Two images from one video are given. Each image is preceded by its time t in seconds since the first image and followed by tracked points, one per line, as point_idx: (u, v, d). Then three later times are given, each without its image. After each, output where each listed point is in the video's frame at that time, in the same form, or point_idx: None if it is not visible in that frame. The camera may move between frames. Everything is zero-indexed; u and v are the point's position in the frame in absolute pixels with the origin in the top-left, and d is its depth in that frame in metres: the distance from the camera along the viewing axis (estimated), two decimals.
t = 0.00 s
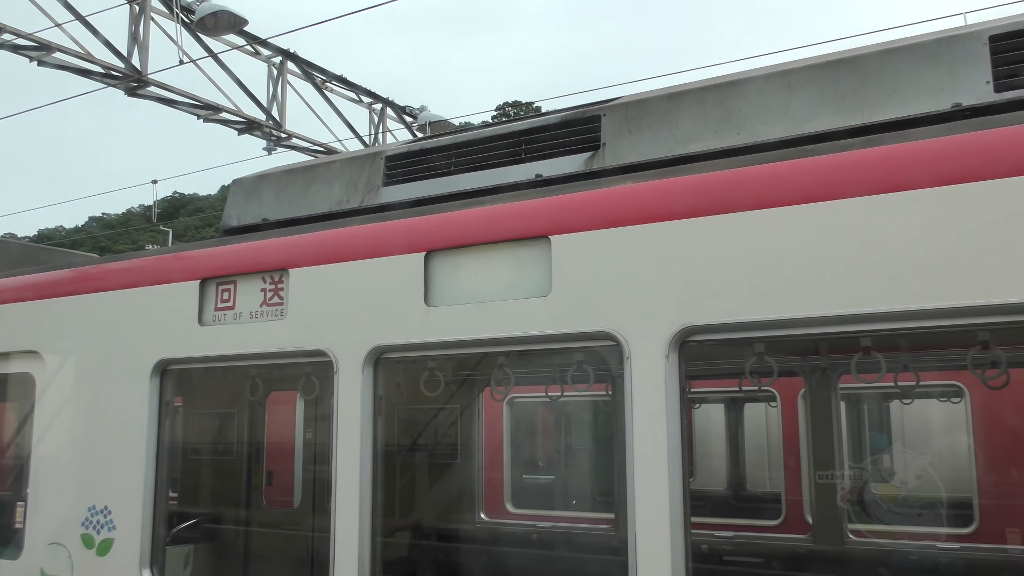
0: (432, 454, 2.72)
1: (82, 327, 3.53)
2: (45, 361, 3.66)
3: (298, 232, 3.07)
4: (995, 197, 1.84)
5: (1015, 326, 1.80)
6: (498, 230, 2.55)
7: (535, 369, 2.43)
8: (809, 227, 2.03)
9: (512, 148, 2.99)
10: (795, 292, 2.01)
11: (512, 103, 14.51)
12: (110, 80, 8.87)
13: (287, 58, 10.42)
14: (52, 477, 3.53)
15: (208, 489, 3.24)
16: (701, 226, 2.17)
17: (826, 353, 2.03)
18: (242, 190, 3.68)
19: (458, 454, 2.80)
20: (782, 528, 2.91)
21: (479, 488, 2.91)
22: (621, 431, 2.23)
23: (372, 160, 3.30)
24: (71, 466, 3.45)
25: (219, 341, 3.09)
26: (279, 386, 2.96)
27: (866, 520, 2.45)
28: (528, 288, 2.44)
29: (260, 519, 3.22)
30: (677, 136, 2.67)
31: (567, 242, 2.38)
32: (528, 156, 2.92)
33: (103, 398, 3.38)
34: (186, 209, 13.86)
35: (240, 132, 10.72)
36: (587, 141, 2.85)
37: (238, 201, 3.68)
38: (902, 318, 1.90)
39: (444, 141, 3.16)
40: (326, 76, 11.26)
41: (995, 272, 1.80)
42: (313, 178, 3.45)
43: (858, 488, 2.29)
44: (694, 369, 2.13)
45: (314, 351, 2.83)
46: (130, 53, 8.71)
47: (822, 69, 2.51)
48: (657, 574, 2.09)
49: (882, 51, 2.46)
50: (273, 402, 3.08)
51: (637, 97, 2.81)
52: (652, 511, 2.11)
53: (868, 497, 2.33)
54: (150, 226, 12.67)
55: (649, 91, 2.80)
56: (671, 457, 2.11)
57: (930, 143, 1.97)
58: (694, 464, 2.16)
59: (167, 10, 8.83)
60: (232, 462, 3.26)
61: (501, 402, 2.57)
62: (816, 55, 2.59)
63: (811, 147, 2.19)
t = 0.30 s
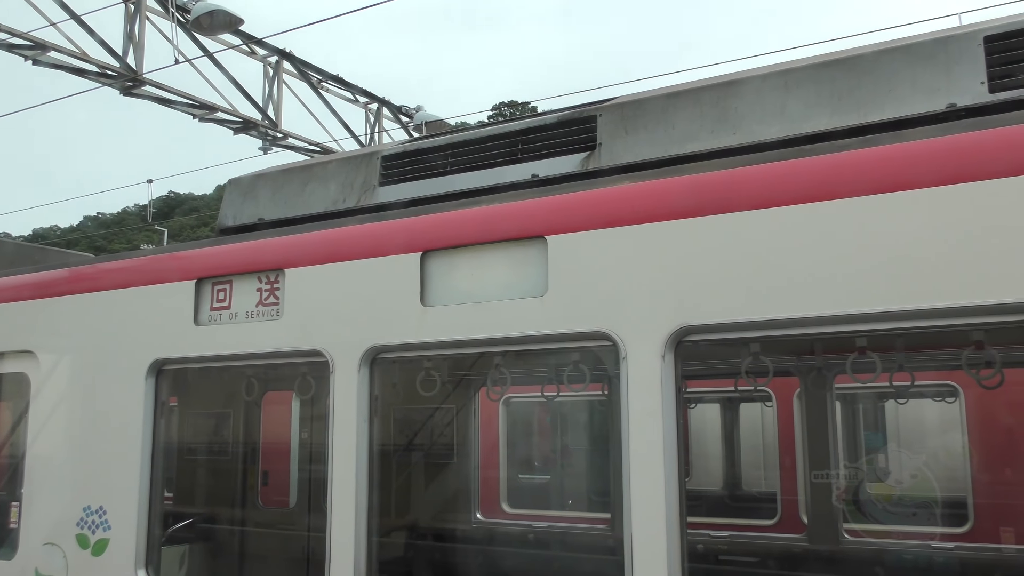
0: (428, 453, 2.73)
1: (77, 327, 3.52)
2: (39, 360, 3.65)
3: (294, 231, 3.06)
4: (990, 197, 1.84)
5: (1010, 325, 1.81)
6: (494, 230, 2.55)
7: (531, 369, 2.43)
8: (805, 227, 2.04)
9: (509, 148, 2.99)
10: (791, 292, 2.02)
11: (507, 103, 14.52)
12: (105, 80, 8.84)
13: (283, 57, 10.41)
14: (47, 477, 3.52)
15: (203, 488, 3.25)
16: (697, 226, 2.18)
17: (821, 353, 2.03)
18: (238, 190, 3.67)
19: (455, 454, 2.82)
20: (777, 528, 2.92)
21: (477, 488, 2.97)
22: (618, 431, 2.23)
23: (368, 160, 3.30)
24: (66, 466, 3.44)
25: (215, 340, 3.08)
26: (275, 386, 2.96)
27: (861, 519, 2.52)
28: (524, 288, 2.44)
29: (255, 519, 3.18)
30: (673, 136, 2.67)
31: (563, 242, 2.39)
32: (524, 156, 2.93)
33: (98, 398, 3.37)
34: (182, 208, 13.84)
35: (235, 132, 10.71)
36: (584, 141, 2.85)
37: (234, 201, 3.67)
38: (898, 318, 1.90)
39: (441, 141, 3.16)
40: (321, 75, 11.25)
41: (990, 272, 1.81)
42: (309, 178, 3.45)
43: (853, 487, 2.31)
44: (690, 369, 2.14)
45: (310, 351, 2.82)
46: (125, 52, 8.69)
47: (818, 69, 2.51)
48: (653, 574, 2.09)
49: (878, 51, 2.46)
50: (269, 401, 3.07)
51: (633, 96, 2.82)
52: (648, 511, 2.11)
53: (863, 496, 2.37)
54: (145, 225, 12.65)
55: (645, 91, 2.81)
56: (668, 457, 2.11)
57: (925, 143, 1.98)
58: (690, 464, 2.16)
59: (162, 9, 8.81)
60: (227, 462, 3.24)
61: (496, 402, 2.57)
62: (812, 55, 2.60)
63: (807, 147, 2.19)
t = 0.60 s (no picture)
0: (427, 453, 2.71)
1: (76, 327, 3.51)
2: (38, 360, 3.65)
3: (293, 231, 3.06)
4: (990, 197, 1.84)
5: (1009, 325, 1.81)
6: (493, 230, 2.55)
7: (531, 369, 2.43)
8: (805, 227, 2.04)
9: (508, 147, 2.99)
10: (790, 292, 2.02)
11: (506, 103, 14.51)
12: (104, 79, 8.84)
13: (282, 57, 10.40)
14: (46, 477, 3.52)
15: (202, 488, 3.26)
16: (697, 226, 2.18)
17: (820, 353, 2.03)
18: (237, 190, 3.67)
19: (452, 454, 2.77)
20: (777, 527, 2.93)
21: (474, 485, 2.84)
22: (617, 431, 2.23)
23: (367, 160, 3.30)
24: (65, 466, 3.44)
25: (214, 340, 3.08)
26: (274, 386, 2.96)
27: (860, 518, 2.52)
28: (523, 288, 2.44)
29: (254, 519, 3.19)
30: (673, 136, 2.67)
31: (563, 242, 2.39)
32: (523, 156, 2.92)
33: (97, 398, 3.36)
34: (180, 208, 13.84)
35: (234, 131, 10.70)
36: (583, 140, 2.85)
37: (232, 200, 3.67)
38: (897, 318, 1.90)
39: (440, 140, 3.15)
40: (320, 75, 11.24)
41: (990, 272, 1.81)
42: (308, 178, 3.44)
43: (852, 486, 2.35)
44: (689, 369, 2.14)
45: (309, 350, 2.82)
46: (123, 52, 8.68)
47: (817, 69, 2.52)
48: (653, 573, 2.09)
49: (877, 52, 2.47)
50: (268, 401, 3.07)
51: (632, 96, 2.82)
52: (648, 510, 2.11)
53: (863, 497, 2.41)
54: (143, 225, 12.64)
55: (644, 91, 2.81)
56: (667, 457, 2.11)
57: (925, 144, 1.98)
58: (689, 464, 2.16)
59: (161, 9, 8.81)
60: (225, 462, 3.25)
61: (496, 402, 2.57)
62: (811, 55, 2.60)
63: (807, 147, 2.19)
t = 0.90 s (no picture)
0: (427, 451, 2.69)
1: (76, 326, 3.51)
2: (38, 359, 3.65)
3: (293, 230, 3.06)
4: (990, 195, 1.84)
5: (1009, 323, 1.81)
6: (493, 228, 2.55)
7: (530, 368, 2.43)
8: (805, 225, 2.04)
9: (508, 146, 2.99)
10: (790, 290, 2.02)
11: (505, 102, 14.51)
12: (103, 79, 8.83)
13: (281, 56, 10.39)
14: (46, 476, 3.52)
15: (201, 488, 3.23)
16: (697, 224, 2.18)
17: (820, 351, 2.03)
18: (237, 189, 3.67)
19: (453, 452, 2.73)
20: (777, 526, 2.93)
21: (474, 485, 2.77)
22: (617, 429, 2.23)
23: (367, 159, 3.30)
24: (65, 465, 3.44)
25: (214, 339, 3.08)
26: (273, 384, 2.96)
27: (860, 519, 2.50)
28: (522, 286, 2.44)
29: (253, 518, 3.16)
30: (673, 134, 2.67)
31: (563, 240, 2.39)
32: (523, 154, 2.92)
33: (97, 397, 3.36)
34: (180, 207, 13.84)
35: (234, 130, 10.70)
36: (583, 139, 2.85)
37: (232, 199, 3.67)
38: (897, 316, 1.90)
39: (439, 139, 3.15)
40: (320, 74, 11.24)
41: (990, 270, 1.81)
42: (308, 177, 3.44)
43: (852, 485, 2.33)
44: (689, 367, 2.15)
45: (309, 349, 2.82)
46: (123, 51, 8.68)
47: (817, 68, 2.52)
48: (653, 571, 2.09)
49: (877, 50, 2.47)
50: (267, 401, 3.04)
51: (632, 95, 2.82)
52: (648, 508, 2.11)
53: (863, 496, 2.41)
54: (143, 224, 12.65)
55: (644, 89, 2.81)
56: (667, 456, 2.11)
57: (925, 142, 1.98)
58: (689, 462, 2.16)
59: (160, 8, 8.81)
60: (225, 460, 3.22)
61: (496, 401, 2.56)
62: (811, 53, 2.60)
63: (806, 145, 2.19)
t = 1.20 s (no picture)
0: (434, 448, 2.73)
1: (85, 323, 3.53)
2: (48, 356, 3.67)
3: (301, 227, 3.06)
4: (1000, 190, 1.83)
5: (1020, 320, 1.80)
6: (501, 225, 2.55)
7: (538, 364, 2.43)
8: (814, 221, 2.03)
9: (515, 142, 2.98)
10: (800, 286, 2.01)
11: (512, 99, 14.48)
12: (111, 77, 8.86)
13: (289, 53, 10.41)
14: (56, 472, 3.53)
15: (210, 484, 3.27)
16: (705, 220, 2.17)
17: (829, 347, 2.04)
18: (245, 186, 3.68)
19: (461, 449, 2.85)
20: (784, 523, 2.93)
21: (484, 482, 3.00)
22: (624, 426, 2.23)
23: (375, 155, 3.30)
24: (75, 462, 3.46)
25: (223, 336, 3.09)
26: (281, 381, 2.96)
27: (870, 517, 2.53)
28: (530, 283, 2.44)
29: (262, 514, 3.23)
30: (681, 130, 2.66)
31: (571, 237, 2.38)
32: (531, 150, 2.92)
33: (106, 394, 3.38)
34: (188, 205, 13.89)
35: (242, 128, 10.72)
36: (591, 135, 2.84)
37: (240, 197, 3.68)
38: (907, 312, 1.89)
39: (447, 135, 3.15)
40: (327, 71, 11.25)
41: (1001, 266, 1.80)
42: (316, 173, 3.45)
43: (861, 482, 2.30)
44: (698, 363, 2.14)
45: (317, 346, 2.83)
46: (131, 49, 8.70)
47: (826, 63, 2.50)
48: (661, 568, 2.09)
49: (887, 44, 2.45)
50: (275, 397, 3.08)
51: (640, 90, 2.81)
52: (657, 506, 2.11)
53: (872, 493, 2.38)
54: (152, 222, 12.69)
55: (652, 85, 2.80)
56: (676, 452, 2.10)
57: (935, 137, 1.97)
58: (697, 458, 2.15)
59: (168, 6, 8.83)
60: (234, 457, 3.29)
61: (504, 397, 2.55)
62: (821, 48, 2.58)
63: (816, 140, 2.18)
